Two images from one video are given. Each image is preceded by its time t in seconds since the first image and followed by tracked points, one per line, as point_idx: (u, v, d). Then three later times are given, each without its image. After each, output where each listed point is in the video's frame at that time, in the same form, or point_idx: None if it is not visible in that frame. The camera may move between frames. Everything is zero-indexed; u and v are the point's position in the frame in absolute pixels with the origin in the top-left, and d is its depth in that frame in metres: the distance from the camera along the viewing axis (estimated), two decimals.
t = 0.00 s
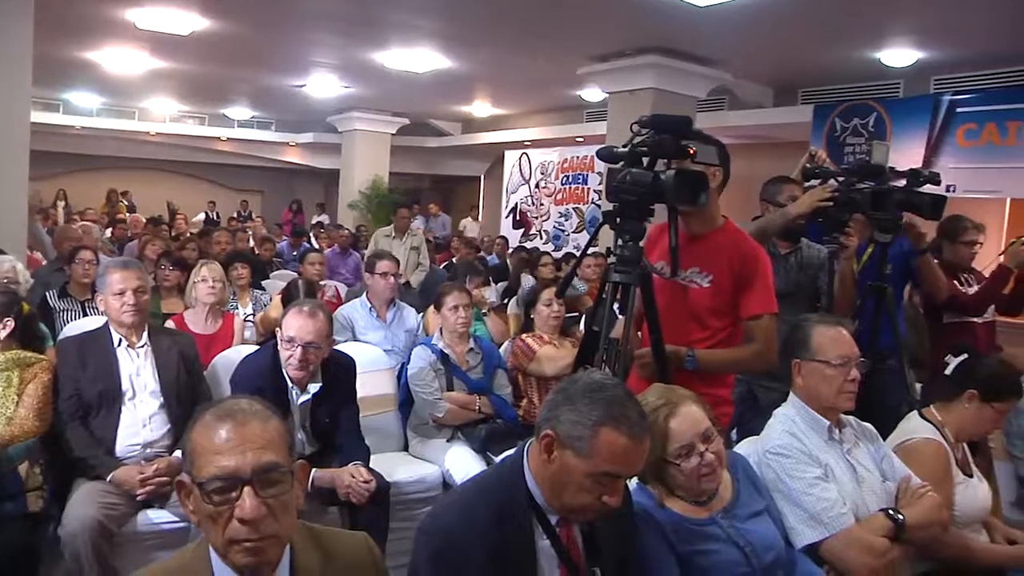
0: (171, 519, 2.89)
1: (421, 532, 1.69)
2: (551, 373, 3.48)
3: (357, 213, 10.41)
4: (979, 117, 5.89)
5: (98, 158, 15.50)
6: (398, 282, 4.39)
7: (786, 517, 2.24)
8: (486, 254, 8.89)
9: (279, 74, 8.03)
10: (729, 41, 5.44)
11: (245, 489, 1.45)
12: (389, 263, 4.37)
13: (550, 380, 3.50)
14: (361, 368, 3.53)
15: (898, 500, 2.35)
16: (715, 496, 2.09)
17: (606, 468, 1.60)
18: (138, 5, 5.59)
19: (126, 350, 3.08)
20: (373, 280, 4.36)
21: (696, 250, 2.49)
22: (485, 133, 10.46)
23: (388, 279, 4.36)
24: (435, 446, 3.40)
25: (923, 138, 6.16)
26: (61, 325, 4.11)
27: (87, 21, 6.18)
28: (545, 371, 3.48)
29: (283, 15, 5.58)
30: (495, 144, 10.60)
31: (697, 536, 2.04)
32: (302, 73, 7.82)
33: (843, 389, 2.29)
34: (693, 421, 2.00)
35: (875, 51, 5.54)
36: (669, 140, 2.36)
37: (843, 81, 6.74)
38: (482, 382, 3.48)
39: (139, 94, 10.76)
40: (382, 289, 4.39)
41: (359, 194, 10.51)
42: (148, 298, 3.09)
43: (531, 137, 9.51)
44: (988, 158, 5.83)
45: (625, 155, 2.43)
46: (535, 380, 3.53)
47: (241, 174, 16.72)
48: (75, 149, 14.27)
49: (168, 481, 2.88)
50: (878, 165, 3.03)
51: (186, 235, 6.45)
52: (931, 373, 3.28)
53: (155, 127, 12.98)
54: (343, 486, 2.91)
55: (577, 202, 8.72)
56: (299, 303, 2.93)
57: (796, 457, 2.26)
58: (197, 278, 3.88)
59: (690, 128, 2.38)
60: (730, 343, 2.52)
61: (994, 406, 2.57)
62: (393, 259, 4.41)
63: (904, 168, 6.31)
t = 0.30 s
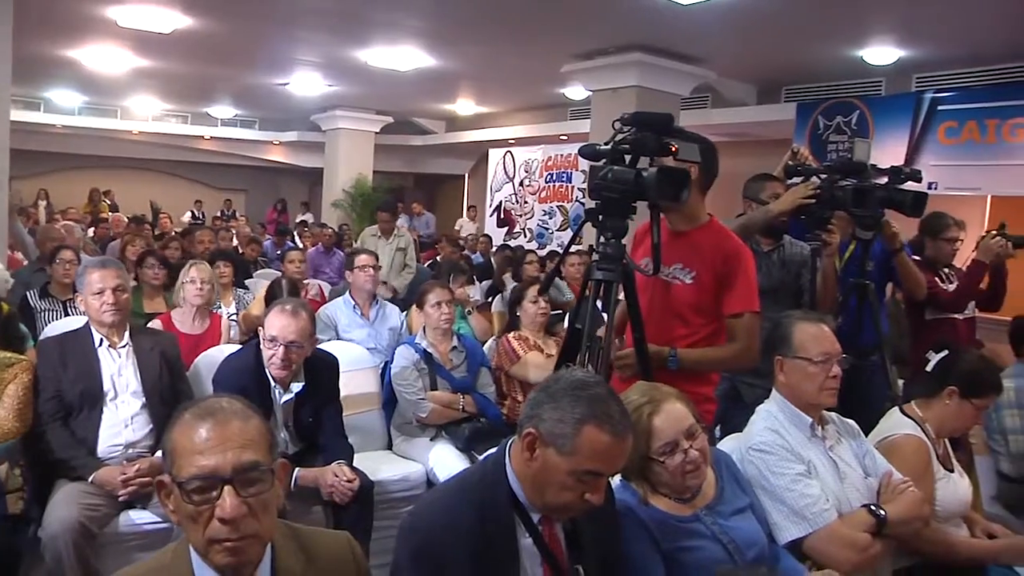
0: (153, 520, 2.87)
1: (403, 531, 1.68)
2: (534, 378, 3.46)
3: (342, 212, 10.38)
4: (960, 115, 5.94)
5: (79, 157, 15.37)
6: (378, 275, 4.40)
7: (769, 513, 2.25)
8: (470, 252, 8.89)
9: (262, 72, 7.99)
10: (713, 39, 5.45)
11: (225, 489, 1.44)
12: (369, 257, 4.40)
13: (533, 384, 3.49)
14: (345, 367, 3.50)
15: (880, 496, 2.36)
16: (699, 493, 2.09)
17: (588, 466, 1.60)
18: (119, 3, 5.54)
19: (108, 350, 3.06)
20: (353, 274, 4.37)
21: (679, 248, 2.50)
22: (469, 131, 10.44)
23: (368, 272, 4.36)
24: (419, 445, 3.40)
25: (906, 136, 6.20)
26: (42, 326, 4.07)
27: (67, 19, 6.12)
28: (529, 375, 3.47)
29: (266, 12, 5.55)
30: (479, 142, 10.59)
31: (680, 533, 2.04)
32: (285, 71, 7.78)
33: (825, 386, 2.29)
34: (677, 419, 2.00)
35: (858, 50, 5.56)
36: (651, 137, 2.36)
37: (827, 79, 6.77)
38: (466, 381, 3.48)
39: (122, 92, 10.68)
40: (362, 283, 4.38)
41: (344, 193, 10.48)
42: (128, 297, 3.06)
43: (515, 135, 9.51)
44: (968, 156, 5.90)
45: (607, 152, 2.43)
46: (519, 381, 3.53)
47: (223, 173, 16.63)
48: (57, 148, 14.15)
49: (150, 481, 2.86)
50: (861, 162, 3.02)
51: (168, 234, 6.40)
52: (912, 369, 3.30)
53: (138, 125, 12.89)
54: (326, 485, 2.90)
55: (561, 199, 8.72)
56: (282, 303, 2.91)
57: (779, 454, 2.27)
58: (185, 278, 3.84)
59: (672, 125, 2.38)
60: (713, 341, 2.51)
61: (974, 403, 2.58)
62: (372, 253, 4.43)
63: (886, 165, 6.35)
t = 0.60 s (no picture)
0: (142, 520, 2.85)
1: (390, 531, 1.67)
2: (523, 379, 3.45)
3: (331, 211, 10.35)
4: (947, 113, 5.97)
5: (67, 157, 15.29)
6: (365, 271, 4.39)
7: (758, 511, 2.25)
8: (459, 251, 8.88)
9: (251, 71, 7.96)
10: (702, 38, 5.46)
11: (212, 491, 1.43)
12: (355, 254, 4.39)
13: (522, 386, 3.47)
14: (334, 366, 3.49)
15: (868, 492, 2.37)
16: (688, 490, 2.09)
17: (576, 464, 1.60)
18: (106, 2, 5.52)
19: (95, 350, 3.04)
20: (339, 270, 4.37)
21: (669, 246, 2.50)
22: (458, 130, 10.43)
23: (355, 269, 4.36)
24: (408, 444, 3.39)
25: (893, 135, 6.24)
26: (29, 326, 4.05)
27: (54, 17, 6.09)
28: (518, 376, 3.45)
29: (253, 11, 5.54)
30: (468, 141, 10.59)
31: (669, 531, 2.04)
32: (273, 70, 7.76)
33: (811, 384, 2.30)
34: (667, 417, 2.00)
35: (846, 48, 5.58)
36: (638, 134, 2.37)
37: (815, 77, 6.79)
38: (455, 380, 3.49)
39: (110, 91, 10.63)
40: (349, 279, 4.38)
41: (333, 192, 10.46)
42: (115, 296, 3.05)
43: (504, 133, 9.51)
44: (954, 154, 5.93)
45: (594, 150, 2.44)
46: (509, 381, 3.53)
47: (211, 172, 16.57)
48: (44, 148, 14.07)
49: (138, 481, 2.85)
50: (848, 161, 3.02)
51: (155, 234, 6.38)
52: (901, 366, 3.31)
53: (126, 124, 12.83)
54: (315, 485, 2.90)
55: (551, 198, 8.72)
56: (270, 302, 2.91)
57: (767, 451, 2.27)
58: (173, 278, 3.82)
59: (659, 123, 2.38)
60: (703, 339, 2.51)
61: (960, 400, 2.59)
62: (358, 250, 4.43)
63: (873, 163, 6.38)
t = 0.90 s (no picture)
0: (124, 521, 2.84)
1: (373, 532, 1.67)
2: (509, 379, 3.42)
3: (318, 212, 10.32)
4: (932, 115, 6.01)
5: (52, 156, 15.19)
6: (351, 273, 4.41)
7: (741, 511, 2.26)
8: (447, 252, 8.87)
9: (238, 70, 7.94)
10: (688, 39, 5.47)
11: (197, 515, 1.41)
12: (341, 255, 4.42)
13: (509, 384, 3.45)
14: (319, 367, 3.46)
15: (851, 492, 2.38)
16: (672, 490, 2.10)
17: (557, 464, 1.60)
18: None
19: (78, 351, 3.02)
20: (326, 271, 4.39)
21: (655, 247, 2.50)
22: (446, 130, 10.43)
23: (341, 270, 4.38)
24: (395, 444, 3.39)
25: (878, 136, 6.27)
26: (12, 326, 4.02)
27: (38, 14, 6.05)
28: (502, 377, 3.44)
29: (239, 10, 5.52)
30: (456, 141, 10.59)
31: (654, 530, 2.04)
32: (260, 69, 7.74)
33: (795, 385, 2.31)
34: (653, 416, 2.01)
35: (832, 50, 5.60)
36: (623, 135, 2.37)
37: (801, 79, 6.82)
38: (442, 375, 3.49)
39: (96, 90, 10.57)
40: (335, 280, 4.40)
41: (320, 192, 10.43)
42: (97, 296, 3.03)
43: (491, 134, 9.51)
44: (939, 156, 5.97)
45: (579, 151, 2.44)
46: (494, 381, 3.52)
47: (197, 172, 16.50)
48: (29, 146, 13.97)
49: (121, 482, 2.83)
50: (832, 161, 3.05)
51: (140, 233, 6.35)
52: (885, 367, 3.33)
53: (112, 124, 12.76)
54: (299, 485, 2.87)
55: (537, 199, 8.73)
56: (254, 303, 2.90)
57: (751, 451, 2.28)
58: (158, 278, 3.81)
59: (644, 124, 2.39)
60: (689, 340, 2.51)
61: (942, 400, 2.61)
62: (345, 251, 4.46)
63: (857, 165, 6.41)
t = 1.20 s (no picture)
0: (118, 524, 2.84)
1: (367, 534, 1.67)
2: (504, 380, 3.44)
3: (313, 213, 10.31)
4: (925, 119, 6.01)
5: (46, 157, 15.15)
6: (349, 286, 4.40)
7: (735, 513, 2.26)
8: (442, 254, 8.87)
9: (233, 72, 7.93)
10: (684, 42, 5.48)
11: (198, 529, 1.41)
12: (341, 268, 4.44)
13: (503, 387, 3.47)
14: (314, 369, 3.46)
15: (845, 495, 2.38)
16: (666, 492, 2.10)
17: (549, 468, 1.60)
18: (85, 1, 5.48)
19: (71, 352, 3.01)
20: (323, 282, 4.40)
21: (648, 249, 2.50)
22: (441, 132, 10.42)
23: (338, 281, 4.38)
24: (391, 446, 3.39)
25: (872, 139, 6.27)
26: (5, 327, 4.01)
27: (33, 15, 6.03)
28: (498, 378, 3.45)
29: (235, 11, 5.51)
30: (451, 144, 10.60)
31: (648, 533, 2.04)
32: (255, 71, 7.73)
33: (789, 387, 2.31)
34: (647, 418, 2.01)
35: (827, 53, 5.61)
36: (616, 138, 2.39)
37: (796, 82, 6.84)
38: (437, 379, 3.50)
39: (92, 91, 10.55)
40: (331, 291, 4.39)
41: (315, 194, 10.42)
42: (90, 298, 3.02)
43: (486, 136, 9.50)
44: (932, 159, 5.99)
45: (573, 153, 2.46)
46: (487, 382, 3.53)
47: (192, 173, 16.47)
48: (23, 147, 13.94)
49: (115, 484, 2.83)
50: (827, 165, 3.05)
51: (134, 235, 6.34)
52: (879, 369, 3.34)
53: (107, 125, 12.74)
54: (293, 488, 2.86)
55: (533, 201, 8.73)
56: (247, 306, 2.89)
57: (744, 454, 2.28)
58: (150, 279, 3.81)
59: (638, 127, 2.40)
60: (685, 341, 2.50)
61: (935, 402, 2.61)
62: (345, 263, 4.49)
63: (851, 168, 6.45)
